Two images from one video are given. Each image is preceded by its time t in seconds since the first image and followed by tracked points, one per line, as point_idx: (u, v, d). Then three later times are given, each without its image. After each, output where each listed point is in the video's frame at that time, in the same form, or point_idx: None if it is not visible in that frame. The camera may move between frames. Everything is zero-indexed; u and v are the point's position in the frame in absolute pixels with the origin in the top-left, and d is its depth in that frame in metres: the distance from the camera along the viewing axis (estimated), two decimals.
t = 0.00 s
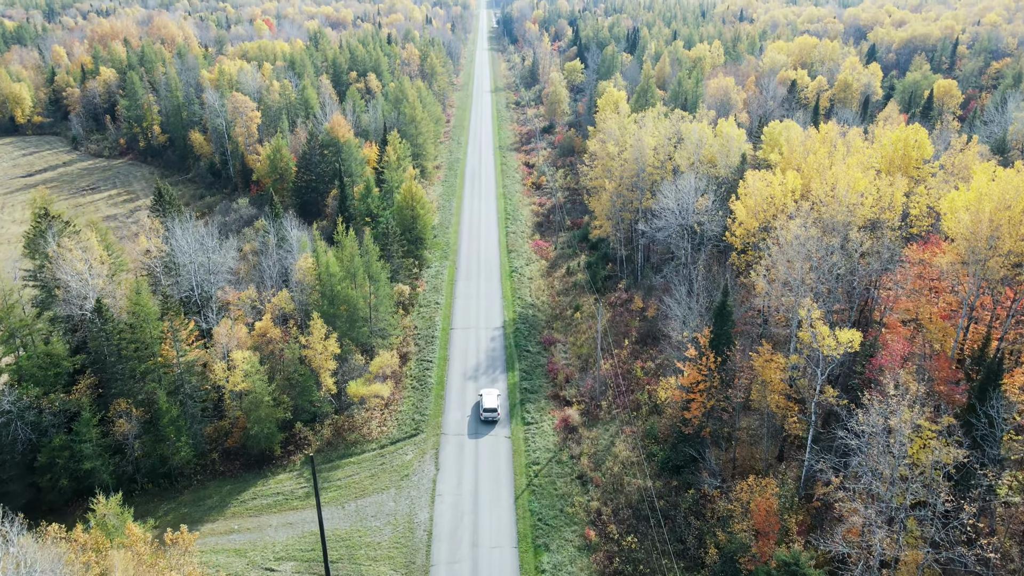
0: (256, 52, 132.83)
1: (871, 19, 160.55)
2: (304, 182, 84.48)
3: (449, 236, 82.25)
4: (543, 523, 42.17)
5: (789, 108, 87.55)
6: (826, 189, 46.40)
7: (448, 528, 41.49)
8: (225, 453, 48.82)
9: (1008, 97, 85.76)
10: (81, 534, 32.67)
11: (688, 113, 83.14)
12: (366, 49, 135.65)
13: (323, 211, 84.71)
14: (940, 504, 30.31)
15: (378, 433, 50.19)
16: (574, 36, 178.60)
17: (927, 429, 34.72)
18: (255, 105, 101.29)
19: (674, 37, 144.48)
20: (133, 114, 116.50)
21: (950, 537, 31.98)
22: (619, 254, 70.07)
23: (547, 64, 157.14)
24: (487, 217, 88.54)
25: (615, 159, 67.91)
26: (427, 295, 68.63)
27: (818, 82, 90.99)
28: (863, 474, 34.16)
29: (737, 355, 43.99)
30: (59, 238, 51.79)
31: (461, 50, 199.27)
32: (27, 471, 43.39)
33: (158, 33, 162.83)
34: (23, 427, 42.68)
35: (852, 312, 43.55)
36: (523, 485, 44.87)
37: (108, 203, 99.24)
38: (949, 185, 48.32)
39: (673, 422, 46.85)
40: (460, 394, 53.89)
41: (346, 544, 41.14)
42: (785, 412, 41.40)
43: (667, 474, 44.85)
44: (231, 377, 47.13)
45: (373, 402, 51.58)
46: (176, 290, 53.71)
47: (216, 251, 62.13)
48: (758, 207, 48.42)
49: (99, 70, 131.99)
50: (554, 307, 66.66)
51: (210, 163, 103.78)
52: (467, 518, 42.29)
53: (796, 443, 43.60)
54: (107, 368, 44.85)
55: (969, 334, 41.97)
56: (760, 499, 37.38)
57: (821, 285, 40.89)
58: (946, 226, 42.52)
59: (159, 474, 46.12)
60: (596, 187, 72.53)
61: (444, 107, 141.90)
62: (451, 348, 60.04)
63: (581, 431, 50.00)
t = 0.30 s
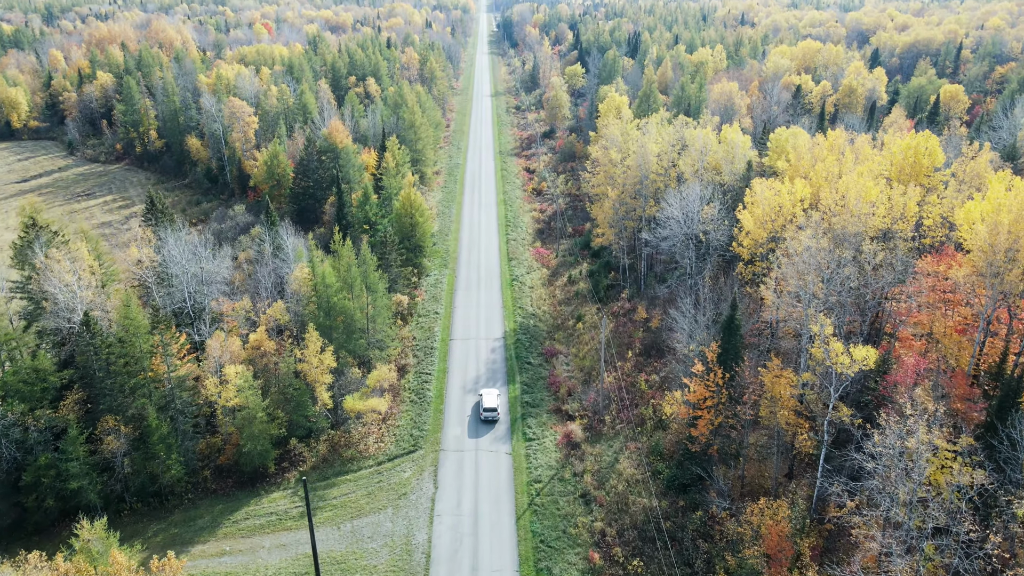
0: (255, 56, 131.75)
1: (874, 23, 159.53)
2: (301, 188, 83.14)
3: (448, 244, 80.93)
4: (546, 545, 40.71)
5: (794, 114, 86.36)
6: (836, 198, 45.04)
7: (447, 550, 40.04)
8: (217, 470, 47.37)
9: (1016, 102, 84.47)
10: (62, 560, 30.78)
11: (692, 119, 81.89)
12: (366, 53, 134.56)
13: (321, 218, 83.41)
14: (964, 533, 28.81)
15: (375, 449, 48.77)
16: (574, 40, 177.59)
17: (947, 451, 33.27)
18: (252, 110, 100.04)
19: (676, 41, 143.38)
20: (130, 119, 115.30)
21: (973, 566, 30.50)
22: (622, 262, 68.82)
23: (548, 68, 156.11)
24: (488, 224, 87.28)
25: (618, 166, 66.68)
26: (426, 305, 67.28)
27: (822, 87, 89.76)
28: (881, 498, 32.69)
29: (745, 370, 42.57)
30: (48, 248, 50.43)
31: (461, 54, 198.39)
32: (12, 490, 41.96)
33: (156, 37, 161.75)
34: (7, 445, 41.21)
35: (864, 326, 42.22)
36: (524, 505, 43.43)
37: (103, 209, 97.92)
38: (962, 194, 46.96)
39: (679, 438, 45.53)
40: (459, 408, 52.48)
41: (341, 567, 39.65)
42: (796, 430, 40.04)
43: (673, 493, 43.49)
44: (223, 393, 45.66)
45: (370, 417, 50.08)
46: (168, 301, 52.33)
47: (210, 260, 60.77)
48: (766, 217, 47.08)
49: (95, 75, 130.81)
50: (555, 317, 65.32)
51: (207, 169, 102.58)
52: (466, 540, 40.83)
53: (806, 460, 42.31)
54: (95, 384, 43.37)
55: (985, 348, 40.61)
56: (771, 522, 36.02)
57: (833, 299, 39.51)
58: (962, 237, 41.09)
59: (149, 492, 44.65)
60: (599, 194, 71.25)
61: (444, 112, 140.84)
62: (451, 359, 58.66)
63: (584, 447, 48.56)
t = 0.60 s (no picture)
0: (253, 60, 130.64)
1: (876, 27, 158.57)
2: (298, 195, 81.83)
3: (448, 252, 79.58)
4: (548, 569, 39.23)
5: (798, 120, 85.15)
6: (847, 208, 43.64)
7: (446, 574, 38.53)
8: (209, 488, 45.95)
9: None
10: None
11: (695, 125, 80.67)
12: (364, 57, 133.47)
13: (319, 225, 82.11)
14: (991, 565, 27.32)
15: (372, 467, 47.32)
16: (574, 45, 176.61)
17: (968, 475, 31.83)
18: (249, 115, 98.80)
19: (678, 45, 142.41)
20: (126, 124, 114.08)
21: None
22: (625, 272, 67.53)
23: (548, 72, 155.12)
24: (488, 231, 85.97)
25: (621, 173, 65.44)
26: (424, 315, 65.85)
27: (827, 92, 88.61)
28: (900, 525, 31.20)
29: (754, 387, 41.15)
30: (35, 260, 49.05)
31: (461, 59, 197.54)
32: None
33: (154, 42, 160.71)
34: None
35: (877, 341, 40.86)
36: (526, 526, 42.00)
37: (98, 216, 96.65)
38: (976, 204, 45.65)
39: (685, 456, 44.05)
40: (459, 423, 51.05)
41: None
42: (807, 450, 38.62)
43: (679, 513, 42.04)
44: (215, 410, 44.21)
45: (367, 433, 48.57)
46: (159, 314, 50.92)
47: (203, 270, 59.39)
48: (775, 227, 45.70)
49: (92, 80, 129.67)
50: (557, 328, 63.96)
51: (204, 175, 101.33)
52: (466, 563, 39.32)
53: (817, 479, 40.87)
54: (82, 401, 41.88)
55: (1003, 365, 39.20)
56: (785, 548, 34.50)
57: (847, 314, 38.06)
58: (979, 250, 39.68)
59: (137, 513, 43.25)
60: (601, 202, 69.95)
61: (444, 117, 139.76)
62: (450, 372, 57.21)
63: (588, 464, 47.09)
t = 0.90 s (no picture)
0: (251, 65, 129.52)
1: (878, 32, 157.68)
2: (295, 202, 80.55)
3: (447, 260, 78.26)
4: None
5: (802, 126, 83.97)
6: (859, 220, 42.32)
7: None
8: (199, 508, 44.51)
9: None
10: None
11: (698, 131, 79.46)
12: (363, 62, 132.33)
13: (316, 233, 80.83)
14: None
15: (368, 486, 45.87)
16: (575, 49, 175.71)
17: (992, 501, 30.38)
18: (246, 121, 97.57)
19: (679, 50, 141.31)
20: (122, 130, 112.96)
21: None
22: (628, 281, 66.26)
23: (548, 77, 154.11)
24: (488, 239, 84.66)
25: (623, 181, 64.13)
26: (423, 326, 64.45)
27: (831, 97, 87.40)
28: (921, 554, 29.71)
29: (764, 405, 39.75)
30: (22, 272, 47.74)
31: (461, 63, 196.67)
32: None
33: (152, 46, 159.72)
34: None
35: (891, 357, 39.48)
36: (527, 548, 40.51)
37: (93, 223, 95.42)
38: (991, 214, 44.32)
39: (692, 475, 42.62)
40: (458, 440, 49.58)
41: None
42: (820, 471, 37.21)
43: (686, 535, 40.59)
44: (206, 428, 42.76)
45: (363, 450, 47.13)
46: (150, 327, 49.48)
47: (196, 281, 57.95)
48: (784, 239, 44.37)
49: (89, 85, 128.57)
50: (559, 339, 62.57)
51: (201, 181, 100.13)
52: None
53: (829, 501, 39.43)
54: (69, 419, 40.44)
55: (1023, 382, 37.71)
56: None
57: (861, 330, 36.66)
58: (997, 263, 38.28)
59: (125, 535, 41.77)
60: (604, 210, 68.65)
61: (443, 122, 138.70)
62: (449, 386, 55.80)
63: (591, 483, 45.63)
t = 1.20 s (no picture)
0: (249, 70, 128.44)
1: (881, 36, 156.84)
2: (292, 209, 79.29)
3: (446, 269, 76.92)
4: None
5: (807, 132, 82.78)
6: (871, 231, 41.01)
7: None
8: (189, 529, 43.04)
9: None
10: None
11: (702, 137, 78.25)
12: (362, 67, 131.29)
13: (313, 241, 79.59)
14: None
15: (364, 505, 44.39)
16: (576, 54, 174.82)
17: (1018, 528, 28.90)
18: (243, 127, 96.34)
19: (681, 55, 140.34)
20: (118, 135, 111.78)
21: None
22: (631, 291, 64.95)
23: (549, 82, 153.09)
24: (488, 247, 83.36)
25: (626, 189, 62.85)
26: (422, 337, 63.05)
27: (836, 103, 86.29)
28: None
29: (774, 424, 38.33)
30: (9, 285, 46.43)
31: (461, 68, 195.90)
32: None
33: (150, 51, 158.77)
34: None
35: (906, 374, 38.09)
36: (529, 572, 38.98)
37: (87, 230, 94.17)
38: (1007, 225, 42.97)
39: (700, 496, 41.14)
40: (457, 457, 48.10)
41: None
42: (833, 493, 35.76)
43: (694, 559, 39.09)
44: (196, 446, 41.32)
45: (359, 468, 45.65)
46: (140, 340, 47.94)
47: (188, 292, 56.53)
48: (794, 251, 43.06)
49: (86, 90, 127.50)
50: (561, 351, 61.20)
51: (197, 188, 98.91)
52: None
53: (842, 524, 37.95)
54: (54, 437, 38.97)
55: None
56: None
57: (876, 347, 35.29)
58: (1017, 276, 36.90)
59: (111, 557, 40.23)
60: (606, 218, 67.39)
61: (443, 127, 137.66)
62: (448, 400, 54.34)
63: (594, 502, 44.16)
